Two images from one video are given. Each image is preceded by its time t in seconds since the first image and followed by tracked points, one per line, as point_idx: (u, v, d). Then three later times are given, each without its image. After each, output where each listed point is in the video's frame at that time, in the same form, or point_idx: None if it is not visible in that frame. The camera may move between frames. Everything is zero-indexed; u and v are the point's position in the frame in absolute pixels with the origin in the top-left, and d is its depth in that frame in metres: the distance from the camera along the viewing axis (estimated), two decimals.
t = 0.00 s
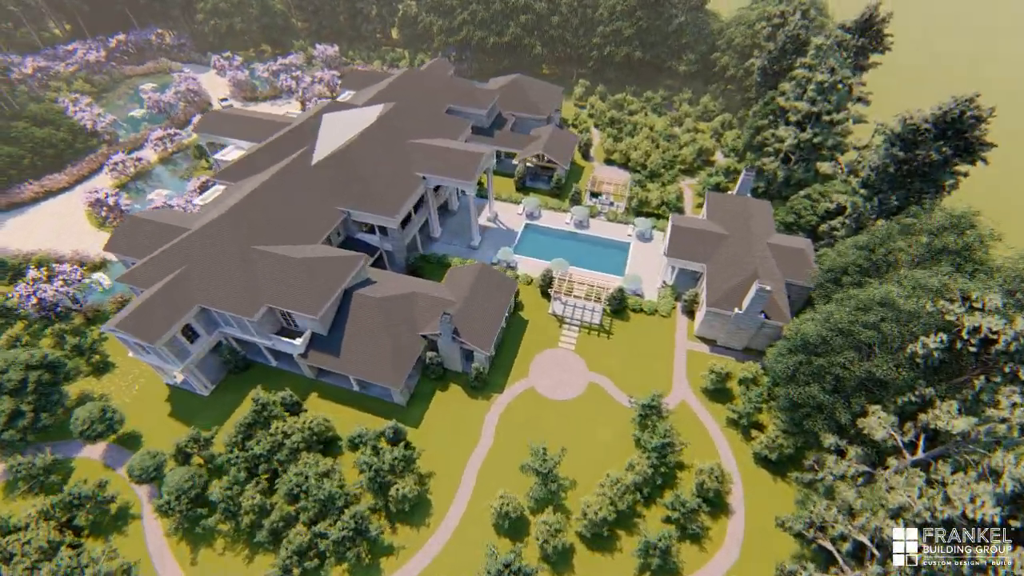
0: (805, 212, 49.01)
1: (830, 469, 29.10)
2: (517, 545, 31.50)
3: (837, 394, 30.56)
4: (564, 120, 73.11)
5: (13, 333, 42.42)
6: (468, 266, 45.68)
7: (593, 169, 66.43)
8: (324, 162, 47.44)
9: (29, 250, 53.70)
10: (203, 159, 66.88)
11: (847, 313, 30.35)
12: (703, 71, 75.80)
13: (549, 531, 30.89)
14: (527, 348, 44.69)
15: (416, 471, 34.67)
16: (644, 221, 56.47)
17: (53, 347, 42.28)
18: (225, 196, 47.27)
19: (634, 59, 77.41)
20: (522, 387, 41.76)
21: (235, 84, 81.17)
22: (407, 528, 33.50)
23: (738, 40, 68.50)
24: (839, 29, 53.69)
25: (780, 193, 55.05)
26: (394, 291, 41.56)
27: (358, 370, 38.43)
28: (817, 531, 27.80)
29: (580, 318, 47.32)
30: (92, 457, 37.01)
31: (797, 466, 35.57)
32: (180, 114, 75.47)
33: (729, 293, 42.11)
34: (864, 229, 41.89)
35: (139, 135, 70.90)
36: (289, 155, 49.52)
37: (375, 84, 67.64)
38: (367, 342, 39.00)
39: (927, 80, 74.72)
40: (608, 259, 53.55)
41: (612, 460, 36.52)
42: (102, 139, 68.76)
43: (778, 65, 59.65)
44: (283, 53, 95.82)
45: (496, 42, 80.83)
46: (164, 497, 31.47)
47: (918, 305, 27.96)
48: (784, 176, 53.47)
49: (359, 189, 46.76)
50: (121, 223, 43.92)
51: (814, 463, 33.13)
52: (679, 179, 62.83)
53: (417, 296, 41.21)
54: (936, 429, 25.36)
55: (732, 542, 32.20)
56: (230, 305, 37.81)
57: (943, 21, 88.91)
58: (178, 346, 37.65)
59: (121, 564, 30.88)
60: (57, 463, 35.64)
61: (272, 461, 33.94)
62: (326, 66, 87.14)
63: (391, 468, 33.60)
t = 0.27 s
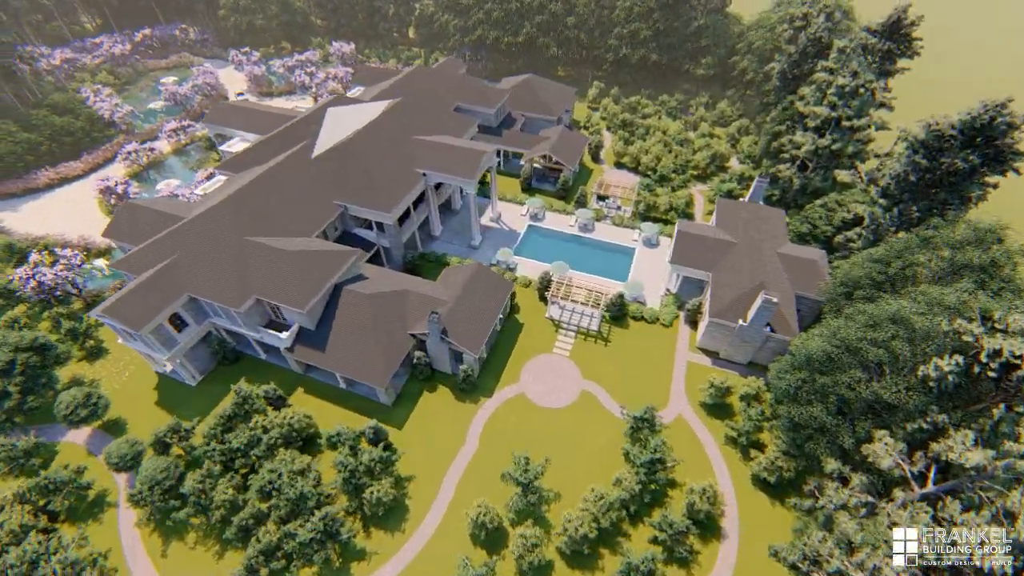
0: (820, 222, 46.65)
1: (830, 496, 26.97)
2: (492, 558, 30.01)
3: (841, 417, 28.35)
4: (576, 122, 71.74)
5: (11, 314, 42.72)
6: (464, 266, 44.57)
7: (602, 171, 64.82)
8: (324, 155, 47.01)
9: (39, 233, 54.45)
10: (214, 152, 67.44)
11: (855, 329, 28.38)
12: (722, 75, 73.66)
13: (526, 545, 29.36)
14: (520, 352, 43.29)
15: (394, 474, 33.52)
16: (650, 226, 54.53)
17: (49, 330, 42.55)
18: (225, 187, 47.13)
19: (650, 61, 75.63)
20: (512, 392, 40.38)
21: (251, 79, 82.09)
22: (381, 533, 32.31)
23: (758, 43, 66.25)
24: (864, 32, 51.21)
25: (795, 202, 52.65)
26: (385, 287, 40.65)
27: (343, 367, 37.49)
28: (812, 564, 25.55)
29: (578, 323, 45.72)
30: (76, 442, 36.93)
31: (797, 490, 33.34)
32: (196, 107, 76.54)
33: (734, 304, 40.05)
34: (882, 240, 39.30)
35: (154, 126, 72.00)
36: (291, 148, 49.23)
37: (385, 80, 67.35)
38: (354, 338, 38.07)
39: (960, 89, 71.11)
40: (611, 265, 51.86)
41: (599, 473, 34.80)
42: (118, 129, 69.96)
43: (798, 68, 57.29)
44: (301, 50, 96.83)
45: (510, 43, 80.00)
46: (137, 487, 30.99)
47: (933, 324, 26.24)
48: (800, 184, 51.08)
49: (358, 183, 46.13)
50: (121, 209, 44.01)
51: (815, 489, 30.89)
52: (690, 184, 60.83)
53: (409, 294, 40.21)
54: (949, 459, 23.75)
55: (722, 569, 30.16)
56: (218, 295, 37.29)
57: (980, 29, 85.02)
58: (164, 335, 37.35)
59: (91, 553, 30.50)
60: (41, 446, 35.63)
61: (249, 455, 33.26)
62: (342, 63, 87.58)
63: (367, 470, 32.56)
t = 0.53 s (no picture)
0: (836, 232, 44.37)
1: (831, 528, 24.78)
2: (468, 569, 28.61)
3: (847, 440, 26.38)
4: (588, 124, 70.41)
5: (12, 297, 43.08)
6: (461, 265, 43.52)
7: (612, 175, 63.30)
8: (326, 149, 46.65)
9: (51, 219, 55.33)
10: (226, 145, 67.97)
11: (867, 346, 26.35)
12: (741, 80, 71.57)
13: (502, 559, 27.89)
14: (513, 357, 41.90)
15: (372, 476, 32.40)
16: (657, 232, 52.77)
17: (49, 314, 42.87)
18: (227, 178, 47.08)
19: (667, 65, 73.85)
20: (503, 396, 38.99)
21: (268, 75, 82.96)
22: (356, 537, 31.26)
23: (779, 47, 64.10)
24: (890, 36, 48.90)
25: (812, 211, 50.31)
26: (377, 284, 39.75)
27: (329, 364, 36.65)
28: None
29: (576, 329, 44.20)
30: (64, 427, 36.87)
31: (798, 516, 31.26)
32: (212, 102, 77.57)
33: (739, 316, 38.10)
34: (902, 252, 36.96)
35: (171, 119, 73.10)
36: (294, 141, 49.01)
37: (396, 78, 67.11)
38: (342, 335, 37.22)
39: (994, 98, 67.65)
40: (615, 270, 50.29)
41: (586, 487, 33.14)
42: (136, 121, 71.16)
43: (820, 73, 54.96)
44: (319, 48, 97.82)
45: (525, 44, 79.16)
46: (113, 477, 30.57)
47: (951, 343, 24.04)
48: (817, 192, 48.85)
49: (358, 178, 45.59)
50: (123, 197, 44.23)
51: (817, 517, 28.70)
52: (702, 191, 58.89)
53: (401, 292, 39.31)
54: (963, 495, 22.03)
55: None
56: (209, 285, 36.89)
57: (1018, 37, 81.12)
58: (154, 323, 37.14)
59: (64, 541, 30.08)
60: (28, 429, 35.65)
61: (228, 449, 32.51)
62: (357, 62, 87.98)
63: (345, 470, 31.47)
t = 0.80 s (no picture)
0: (854, 243, 42.10)
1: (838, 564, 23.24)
2: None
3: (852, 467, 24.57)
4: (600, 128, 69.04)
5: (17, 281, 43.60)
6: (458, 265, 42.55)
7: (622, 180, 61.77)
8: (329, 144, 46.33)
9: (64, 207, 56.29)
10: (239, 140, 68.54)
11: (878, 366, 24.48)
12: (761, 86, 69.45)
13: (476, 572, 26.53)
14: (508, 361, 40.58)
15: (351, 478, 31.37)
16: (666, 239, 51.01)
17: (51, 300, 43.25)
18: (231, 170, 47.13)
19: (685, 70, 72.05)
20: (494, 401, 37.69)
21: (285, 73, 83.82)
22: (332, 539, 30.33)
23: (801, 52, 61.88)
24: (920, 41, 46.49)
25: (829, 222, 48.07)
26: (371, 281, 38.98)
27: (317, 360, 35.86)
28: None
29: (574, 335, 42.70)
30: (55, 412, 36.89)
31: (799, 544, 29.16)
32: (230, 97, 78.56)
33: (744, 328, 36.15)
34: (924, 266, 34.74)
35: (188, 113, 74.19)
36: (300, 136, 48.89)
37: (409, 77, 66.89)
38: (331, 331, 36.45)
39: None
40: (619, 277, 48.71)
41: (573, 501, 31.58)
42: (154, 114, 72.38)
43: (843, 79, 52.66)
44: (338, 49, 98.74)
45: (541, 46, 78.29)
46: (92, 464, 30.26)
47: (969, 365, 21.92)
48: (835, 202, 46.55)
49: (359, 174, 45.10)
50: (129, 186, 44.58)
51: (818, 547, 26.64)
52: (715, 198, 56.91)
53: (395, 290, 38.45)
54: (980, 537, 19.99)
55: None
56: (201, 275, 36.57)
57: None
58: (147, 312, 37.02)
59: (41, 527, 29.86)
60: (19, 413, 35.80)
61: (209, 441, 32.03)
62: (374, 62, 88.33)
63: (323, 470, 30.57)
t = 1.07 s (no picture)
0: (874, 256, 39.89)
1: None
2: None
3: (858, 496, 22.54)
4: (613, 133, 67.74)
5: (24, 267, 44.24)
6: (456, 265, 41.64)
7: (633, 185, 60.24)
8: (334, 140, 46.14)
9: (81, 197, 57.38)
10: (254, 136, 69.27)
11: (890, 387, 22.50)
12: (782, 93, 67.43)
13: None
14: (502, 366, 39.31)
15: (330, 479, 30.40)
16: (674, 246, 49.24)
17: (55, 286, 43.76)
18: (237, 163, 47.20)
19: (703, 75, 70.34)
20: (483, 406, 36.45)
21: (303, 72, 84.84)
22: (307, 541, 29.45)
23: (825, 58, 59.82)
24: (950, 46, 44.25)
25: (847, 234, 45.83)
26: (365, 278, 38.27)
27: (305, 356, 35.18)
28: None
29: (573, 341, 41.25)
30: (49, 397, 37.04)
31: None
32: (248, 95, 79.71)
33: (750, 340, 34.23)
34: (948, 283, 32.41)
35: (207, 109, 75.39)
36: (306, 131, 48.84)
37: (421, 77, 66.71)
38: (321, 327, 35.77)
39: None
40: (624, 284, 47.14)
41: (559, 516, 30.06)
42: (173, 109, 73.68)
43: (867, 85, 50.46)
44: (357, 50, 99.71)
45: (556, 50, 77.51)
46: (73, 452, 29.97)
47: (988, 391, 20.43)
48: (855, 213, 44.29)
49: (362, 171, 44.72)
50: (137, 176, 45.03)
51: None
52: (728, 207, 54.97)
53: (389, 288, 37.71)
54: None
55: None
56: (196, 266, 36.42)
57: None
58: (141, 301, 37.01)
59: (20, 512, 29.68)
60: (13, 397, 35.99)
61: (190, 434, 31.53)
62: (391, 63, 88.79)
63: (302, 469, 29.72)
